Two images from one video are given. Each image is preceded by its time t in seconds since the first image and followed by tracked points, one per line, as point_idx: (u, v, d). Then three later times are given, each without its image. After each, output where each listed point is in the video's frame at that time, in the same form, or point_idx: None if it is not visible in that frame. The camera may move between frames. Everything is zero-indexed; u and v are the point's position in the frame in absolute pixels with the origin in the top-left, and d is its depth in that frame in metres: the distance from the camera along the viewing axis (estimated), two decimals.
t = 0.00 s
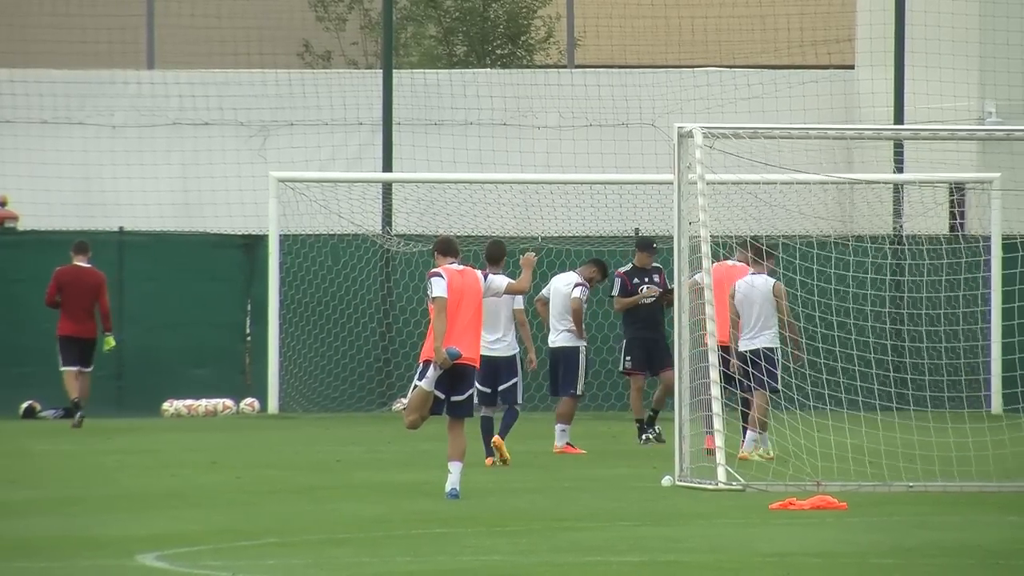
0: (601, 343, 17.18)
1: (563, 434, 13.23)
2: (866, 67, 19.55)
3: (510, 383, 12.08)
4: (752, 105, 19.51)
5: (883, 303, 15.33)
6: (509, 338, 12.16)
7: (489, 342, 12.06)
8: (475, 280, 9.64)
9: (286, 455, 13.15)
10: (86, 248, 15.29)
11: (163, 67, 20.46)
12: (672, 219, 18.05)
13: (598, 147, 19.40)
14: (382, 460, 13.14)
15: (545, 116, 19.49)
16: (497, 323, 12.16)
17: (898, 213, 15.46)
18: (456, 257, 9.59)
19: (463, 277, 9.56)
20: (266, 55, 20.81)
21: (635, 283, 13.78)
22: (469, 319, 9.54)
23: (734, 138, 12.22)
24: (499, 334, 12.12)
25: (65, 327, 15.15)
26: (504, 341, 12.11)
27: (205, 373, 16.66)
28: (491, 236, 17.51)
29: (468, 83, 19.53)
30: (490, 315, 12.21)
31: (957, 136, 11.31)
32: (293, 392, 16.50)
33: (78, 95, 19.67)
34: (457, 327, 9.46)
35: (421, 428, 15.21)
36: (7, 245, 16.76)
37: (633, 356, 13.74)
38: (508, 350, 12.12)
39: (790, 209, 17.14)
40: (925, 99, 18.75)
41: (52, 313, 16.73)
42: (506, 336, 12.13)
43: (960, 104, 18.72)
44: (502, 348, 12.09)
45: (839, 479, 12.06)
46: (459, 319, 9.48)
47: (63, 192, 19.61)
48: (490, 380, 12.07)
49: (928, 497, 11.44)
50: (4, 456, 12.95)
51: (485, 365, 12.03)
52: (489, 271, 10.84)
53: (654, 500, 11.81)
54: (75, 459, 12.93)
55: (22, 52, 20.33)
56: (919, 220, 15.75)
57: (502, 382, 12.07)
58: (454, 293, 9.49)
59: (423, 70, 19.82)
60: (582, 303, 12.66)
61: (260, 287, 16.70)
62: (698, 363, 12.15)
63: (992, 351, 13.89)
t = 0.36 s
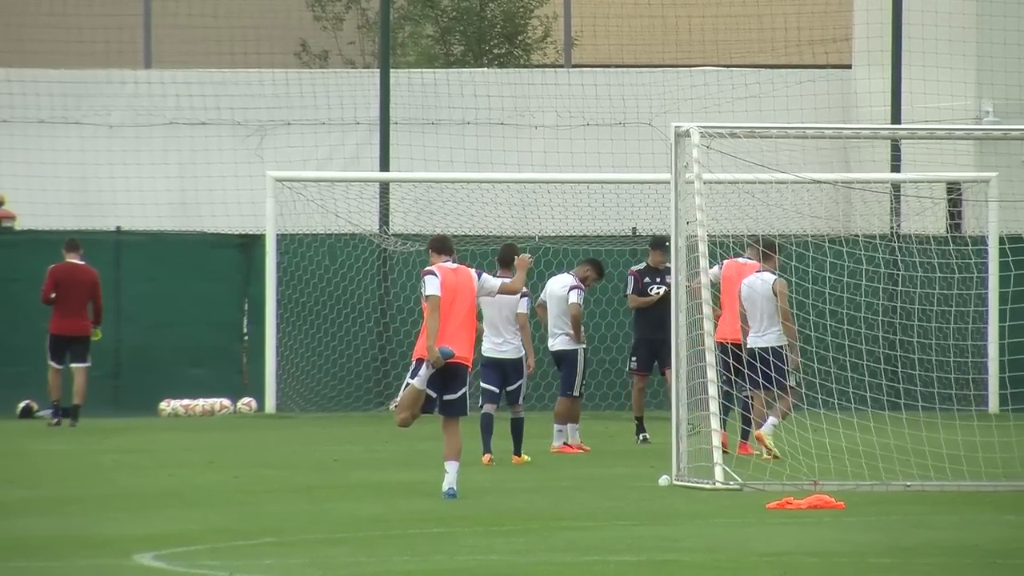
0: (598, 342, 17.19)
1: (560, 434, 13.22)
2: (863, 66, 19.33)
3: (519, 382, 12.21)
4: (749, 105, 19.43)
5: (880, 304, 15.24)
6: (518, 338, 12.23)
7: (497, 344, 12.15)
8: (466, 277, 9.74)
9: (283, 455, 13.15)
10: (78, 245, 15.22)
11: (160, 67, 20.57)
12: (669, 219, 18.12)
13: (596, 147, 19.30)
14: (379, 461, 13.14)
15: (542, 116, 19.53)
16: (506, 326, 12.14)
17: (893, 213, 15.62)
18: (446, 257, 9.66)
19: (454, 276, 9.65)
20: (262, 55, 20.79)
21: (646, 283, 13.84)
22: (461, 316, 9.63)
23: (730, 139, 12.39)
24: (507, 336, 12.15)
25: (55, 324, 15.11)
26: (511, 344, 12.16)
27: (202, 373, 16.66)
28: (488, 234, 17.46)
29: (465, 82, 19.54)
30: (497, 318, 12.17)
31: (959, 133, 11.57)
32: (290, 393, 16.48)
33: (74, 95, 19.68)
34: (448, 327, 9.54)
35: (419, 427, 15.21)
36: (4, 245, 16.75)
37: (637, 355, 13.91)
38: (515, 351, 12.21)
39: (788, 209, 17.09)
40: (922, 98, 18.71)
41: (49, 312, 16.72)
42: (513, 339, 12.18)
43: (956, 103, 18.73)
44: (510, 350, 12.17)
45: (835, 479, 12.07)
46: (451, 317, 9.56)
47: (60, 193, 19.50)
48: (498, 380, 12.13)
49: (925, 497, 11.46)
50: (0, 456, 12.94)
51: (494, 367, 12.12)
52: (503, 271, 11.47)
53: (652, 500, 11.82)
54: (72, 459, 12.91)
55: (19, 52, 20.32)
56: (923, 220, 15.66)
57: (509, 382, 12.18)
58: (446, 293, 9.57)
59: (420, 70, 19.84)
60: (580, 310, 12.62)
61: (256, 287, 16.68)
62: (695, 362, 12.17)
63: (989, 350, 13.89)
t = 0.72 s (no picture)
0: (595, 342, 17.21)
1: (559, 434, 13.19)
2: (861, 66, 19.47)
3: (524, 380, 12.24)
4: (747, 105, 19.60)
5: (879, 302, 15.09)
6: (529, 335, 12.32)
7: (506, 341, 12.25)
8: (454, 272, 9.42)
9: (280, 454, 13.15)
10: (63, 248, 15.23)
11: (158, 67, 20.47)
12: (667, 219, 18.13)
13: (593, 147, 19.22)
14: (377, 460, 13.14)
15: (540, 116, 19.50)
16: (519, 321, 12.27)
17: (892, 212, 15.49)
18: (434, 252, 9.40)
19: (441, 272, 9.36)
20: (260, 55, 20.71)
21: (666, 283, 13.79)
22: (450, 315, 9.34)
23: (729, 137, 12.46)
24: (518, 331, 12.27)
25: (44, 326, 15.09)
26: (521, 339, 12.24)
27: (199, 373, 16.65)
28: (485, 234, 17.53)
29: (463, 82, 19.57)
30: (507, 313, 12.27)
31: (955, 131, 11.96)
32: (288, 393, 16.46)
33: (72, 95, 19.69)
34: (437, 325, 9.29)
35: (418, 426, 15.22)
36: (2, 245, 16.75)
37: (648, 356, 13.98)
38: (525, 348, 12.29)
39: (785, 210, 16.91)
40: (920, 98, 18.79)
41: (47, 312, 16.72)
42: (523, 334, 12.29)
43: (954, 103, 18.75)
44: (520, 346, 12.25)
45: (833, 478, 12.08)
46: (440, 315, 9.30)
47: (57, 192, 19.58)
48: (504, 378, 12.26)
49: (923, 497, 11.48)
50: None
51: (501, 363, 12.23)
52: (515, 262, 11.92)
53: (650, 500, 11.83)
54: (69, 458, 12.91)
55: (17, 52, 20.34)
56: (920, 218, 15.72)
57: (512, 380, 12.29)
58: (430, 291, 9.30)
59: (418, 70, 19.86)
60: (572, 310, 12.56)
61: (254, 287, 16.70)
62: (693, 361, 12.17)
63: (988, 349, 13.80)
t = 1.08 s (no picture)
0: (593, 342, 17.25)
1: (557, 434, 13.14)
2: (859, 66, 19.17)
3: (528, 382, 12.31)
4: (744, 105, 19.61)
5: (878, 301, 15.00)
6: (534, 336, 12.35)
7: (510, 346, 12.30)
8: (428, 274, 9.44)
9: (280, 454, 13.15)
10: (62, 248, 15.27)
11: (157, 67, 20.46)
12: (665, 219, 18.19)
13: (591, 148, 19.22)
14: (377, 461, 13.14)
15: (539, 115, 19.55)
16: (522, 324, 12.31)
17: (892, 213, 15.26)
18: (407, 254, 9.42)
19: (413, 274, 9.39)
20: (258, 55, 20.66)
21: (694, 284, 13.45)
22: (424, 316, 9.38)
23: (728, 137, 12.49)
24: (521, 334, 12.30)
25: (42, 326, 15.09)
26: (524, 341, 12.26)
27: (198, 373, 16.64)
28: (483, 234, 17.56)
29: (462, 82, 19.57)
30: (510, 317, 12.31)
31: (951, 132, 12.04)
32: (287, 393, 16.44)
33: (70, 95, 19.69)
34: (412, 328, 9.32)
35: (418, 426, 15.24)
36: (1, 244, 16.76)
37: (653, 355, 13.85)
38: (530, 349, 12.33)
39: (783, 210, 17.04)
40: (918, 98, 18.80)
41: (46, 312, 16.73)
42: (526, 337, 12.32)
43: (953, 103, 18.75)
44: (524, 348, 12.29)
45: (832, 478, 12.09)
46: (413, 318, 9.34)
47: (56, 192, 19.61)
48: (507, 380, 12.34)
49: (923, 497, 11.50)
50: None
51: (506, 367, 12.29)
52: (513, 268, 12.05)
53: (649, 500, 11.85)
54: (69, 458, 12.91)
55: (15, 52, 20.33)
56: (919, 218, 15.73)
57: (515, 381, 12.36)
58: (402, 293, 9.34)
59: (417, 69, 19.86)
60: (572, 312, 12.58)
61: (253, 287, 16.71)
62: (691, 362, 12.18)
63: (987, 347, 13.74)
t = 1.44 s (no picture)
0: (590, 342, 17.19)
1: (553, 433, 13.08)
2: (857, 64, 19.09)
3: (532, 377, 12.30)
4: (741, 104, 19.60)
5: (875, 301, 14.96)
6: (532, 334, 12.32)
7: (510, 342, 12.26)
8: (397, 272, 9.67)
9: (276, 453, 13.15)
10: (64, 246, 15.29)
11: (153, 67, 20.33)
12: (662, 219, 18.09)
13: (587, 146, 19.33)
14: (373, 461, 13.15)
15: (535, 116, 19.53)
16: (518, 322, 12.26)
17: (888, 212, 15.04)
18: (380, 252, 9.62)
19: (381, 273, 9.62)
20: (254, 55, 21.06)
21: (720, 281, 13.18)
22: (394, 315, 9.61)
23: (724, 136, 12.52)
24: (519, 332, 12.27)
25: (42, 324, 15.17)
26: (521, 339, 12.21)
27: (195, 373, 16.64)
28: (480, 233, 17.58)
29: (458, 82, 19.51)
30: (507, 315, 12.25)
31: (944, 132, 12.09)
32: (282, 392, 16.42)
33: (66, 95, 19.72)
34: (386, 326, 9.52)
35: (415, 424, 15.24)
36: None
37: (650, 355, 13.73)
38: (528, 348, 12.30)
39: (780, 209, 16.94)
40: (915, 98, 18.80)
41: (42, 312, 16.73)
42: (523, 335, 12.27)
43: (949, 103, 18.75)
44: (522, 347, 12.26)
45: (828, 478, 12.07)
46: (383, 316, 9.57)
47: (53, 192, 19.63)
48: (510, 377, 12.29)
49: (918, 496, 11.52)
50: None
51: (506, 364, 12.25)
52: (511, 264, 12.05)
53: (645, 500, 11.84)
54: (65, 458, 12.92)
55: (12, 52, 20.32)
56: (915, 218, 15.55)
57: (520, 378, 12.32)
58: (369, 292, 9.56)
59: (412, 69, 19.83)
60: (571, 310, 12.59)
61: (249, 287, 16.69)
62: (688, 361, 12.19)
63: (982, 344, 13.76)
